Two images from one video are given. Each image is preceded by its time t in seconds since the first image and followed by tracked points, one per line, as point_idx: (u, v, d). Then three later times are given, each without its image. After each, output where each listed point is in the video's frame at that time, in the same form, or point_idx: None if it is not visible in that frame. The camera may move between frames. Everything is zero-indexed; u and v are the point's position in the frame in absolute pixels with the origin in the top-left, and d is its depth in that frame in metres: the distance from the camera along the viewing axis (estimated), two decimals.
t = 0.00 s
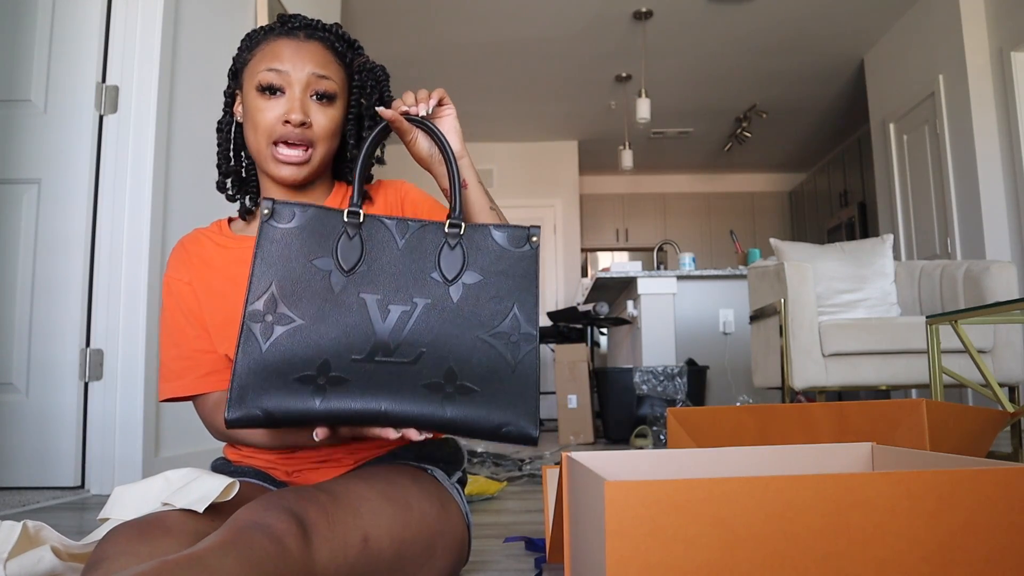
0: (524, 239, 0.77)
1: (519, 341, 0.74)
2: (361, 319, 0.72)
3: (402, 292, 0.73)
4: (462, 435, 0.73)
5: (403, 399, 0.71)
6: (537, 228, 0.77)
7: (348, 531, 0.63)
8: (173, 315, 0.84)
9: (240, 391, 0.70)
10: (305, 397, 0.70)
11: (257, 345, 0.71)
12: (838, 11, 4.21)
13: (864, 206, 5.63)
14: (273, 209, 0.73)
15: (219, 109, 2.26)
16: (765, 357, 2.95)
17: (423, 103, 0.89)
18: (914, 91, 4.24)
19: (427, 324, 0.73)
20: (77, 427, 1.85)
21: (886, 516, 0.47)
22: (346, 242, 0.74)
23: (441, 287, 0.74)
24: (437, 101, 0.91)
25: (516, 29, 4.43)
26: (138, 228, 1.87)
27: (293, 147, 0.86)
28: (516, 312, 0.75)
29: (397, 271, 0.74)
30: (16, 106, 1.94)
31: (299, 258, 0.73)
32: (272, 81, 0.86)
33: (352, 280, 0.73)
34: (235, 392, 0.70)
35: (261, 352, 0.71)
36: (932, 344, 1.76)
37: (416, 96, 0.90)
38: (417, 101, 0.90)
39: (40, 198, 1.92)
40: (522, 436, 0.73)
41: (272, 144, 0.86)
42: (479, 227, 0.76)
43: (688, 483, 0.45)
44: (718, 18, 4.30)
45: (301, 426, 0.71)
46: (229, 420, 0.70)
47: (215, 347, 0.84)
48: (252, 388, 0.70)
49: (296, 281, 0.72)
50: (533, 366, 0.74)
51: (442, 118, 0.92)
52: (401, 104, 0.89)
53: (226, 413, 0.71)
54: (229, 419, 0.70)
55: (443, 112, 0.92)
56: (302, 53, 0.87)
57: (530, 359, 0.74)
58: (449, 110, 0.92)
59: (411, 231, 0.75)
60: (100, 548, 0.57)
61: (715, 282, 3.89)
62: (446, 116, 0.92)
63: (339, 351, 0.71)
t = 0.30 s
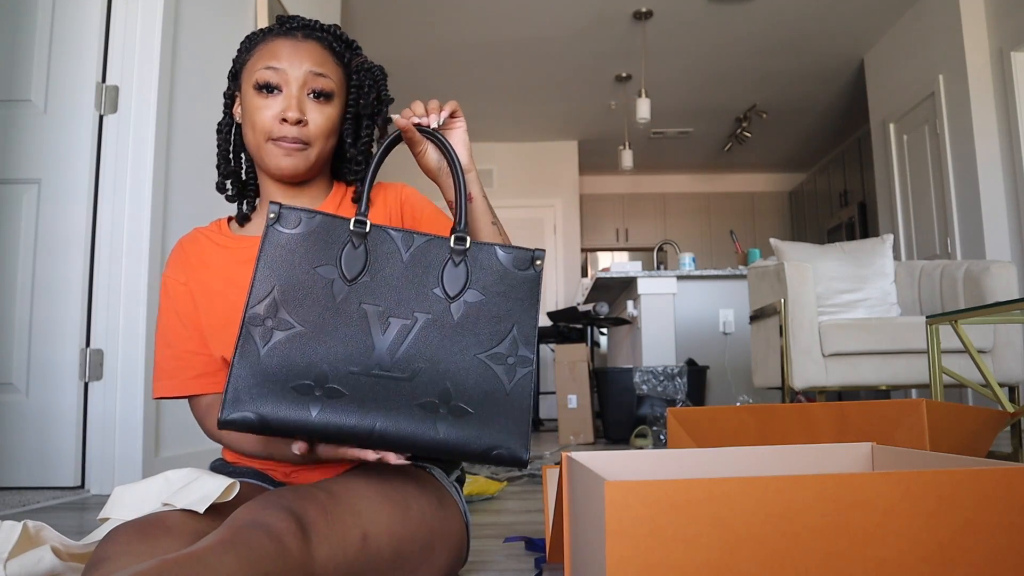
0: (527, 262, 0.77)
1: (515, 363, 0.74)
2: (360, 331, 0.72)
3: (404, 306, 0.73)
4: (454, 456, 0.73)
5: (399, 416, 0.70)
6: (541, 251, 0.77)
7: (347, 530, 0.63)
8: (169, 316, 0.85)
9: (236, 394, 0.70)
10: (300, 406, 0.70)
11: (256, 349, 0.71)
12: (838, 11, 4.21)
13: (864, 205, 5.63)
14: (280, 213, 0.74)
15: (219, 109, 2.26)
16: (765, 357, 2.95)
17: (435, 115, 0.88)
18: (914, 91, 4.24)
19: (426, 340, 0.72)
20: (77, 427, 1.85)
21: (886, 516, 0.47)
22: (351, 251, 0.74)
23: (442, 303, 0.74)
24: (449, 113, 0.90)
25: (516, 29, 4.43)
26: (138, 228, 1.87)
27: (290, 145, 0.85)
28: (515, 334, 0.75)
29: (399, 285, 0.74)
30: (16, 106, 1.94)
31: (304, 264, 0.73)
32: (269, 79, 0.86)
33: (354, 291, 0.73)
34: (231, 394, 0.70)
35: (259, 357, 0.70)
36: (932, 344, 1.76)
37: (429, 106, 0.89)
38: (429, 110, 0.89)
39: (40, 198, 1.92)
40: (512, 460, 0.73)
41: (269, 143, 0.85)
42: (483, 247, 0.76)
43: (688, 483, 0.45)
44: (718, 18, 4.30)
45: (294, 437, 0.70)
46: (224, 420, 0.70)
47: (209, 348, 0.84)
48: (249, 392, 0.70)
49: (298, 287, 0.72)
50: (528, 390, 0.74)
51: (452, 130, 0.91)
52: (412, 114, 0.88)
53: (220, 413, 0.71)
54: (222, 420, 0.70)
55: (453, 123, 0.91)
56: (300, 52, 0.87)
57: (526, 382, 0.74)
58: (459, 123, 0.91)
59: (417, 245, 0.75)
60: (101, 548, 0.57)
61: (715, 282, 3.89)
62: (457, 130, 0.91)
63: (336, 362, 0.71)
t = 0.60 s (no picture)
0: (533, 234, 0.78)
1: (535, 334, 0.74)
2: (376, 325, 0.72)
3: (414, 295, 0.74)
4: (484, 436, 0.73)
5: (422, 405, 0.71)
6: (545, 222, 0.78)
7: (346, 530, 0.63)
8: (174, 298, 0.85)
9: (259, 406, 0.70)
10: (326, 407, 0.70)
11: (274, 358, 0.71)
12: (838, 11, 4.21)
13: (864, 205, 5.63)
14: (282, 223, 0.74)
15: (219, 109, 2.25)
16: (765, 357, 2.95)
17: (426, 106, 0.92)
18: (914, 91, 4.23)
19: (440, 326, 0.73)
20: (77, 428, 1.85)
21: (884, 516, 0.47)
22: (356, 249, 0.74)
23: (452, 287, 0.75)
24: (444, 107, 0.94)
25: (516, 28, 4.43)
26: (138, 228, 1.87)
27: (312, 128, 0.85)
28: (529, 306, 0.75)
29: (408, 275, 0.74)
30: (17, 106, 1.94)
31: (310, 270, 0.73)
32: (285, 67, 0.86)
33: (364, 287, 0.73)
34: (254, 407, 0.70)
35: (279, 365, 0.71)
36: (932, 345, 1.76)
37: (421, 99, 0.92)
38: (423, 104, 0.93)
39: (40, 198, 1.92)
40: (545, 430, 0.73)
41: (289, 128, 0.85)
42: (487, 226, 0.77)
43: (688, 483, 0.45)
44: (717, 18, 4.30)
45: (321, 439, 0.71)
46: (251, 433, 0.70)
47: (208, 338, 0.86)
48: (272, 402, 0.70)
49: (309, 293, 0.73)
50: (551, 360, 0.74)
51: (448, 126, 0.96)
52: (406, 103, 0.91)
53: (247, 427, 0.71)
54: (250, 433, 0.70)
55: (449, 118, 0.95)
56: (310, 41, 0.88)
57: (547, 352, 0.74)
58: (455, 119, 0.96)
59: (419, 234, 0.75)
60: (100, 548, 0.57)
61: (715, 282, 3.89)
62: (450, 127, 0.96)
63: (356, 358, 0.71)
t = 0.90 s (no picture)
0: (518, 232, 0.75)
1: (523, 336, 0.73)
2: (367, 339, 0.73)
3: (403, 305, 0.74)
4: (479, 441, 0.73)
5: (415, 415, 0.72)
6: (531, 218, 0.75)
7: (347, 531, 0.63)
8: (198, 269, 0.86)
9: (261, 424, 0.72)
10: (322, 422, 0.72)
11: (273, 377, 0.73)
12: (837, 11, 4.21)
13: (863, 206, 5.63)
14: (272, 245, 0.75)
15: (219, 109, 2.25)
16: (764, 357, 2.95)
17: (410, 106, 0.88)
18: (914, 91, 4.23)
19: (431, 335, 0.73)
20: (77, 428, 1.85)
21: (884, 517, 0.47)
22: (344, 265, 0.75)
23: (441, 294, 0.74)
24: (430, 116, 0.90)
25: (516, 28, 4.43)
26: (138, 228, 1.87)
27: (327, 120, 0.86)
28: (518, 305, 0.74)
29: (396, 285, 0.74)
30: (16, 106, 1.94)
31: (302, 289, 0.74)
32: (298, 63, 0.88)
33: (354, 302, 0.74)
34: (257, 425, 0.72)
35: (278, 384, 0.73)
36: (932, 344, 1.76)
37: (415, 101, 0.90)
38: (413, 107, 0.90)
39: (40, 197, 1.92)
40: (537, 432, 0.72)
41: (306, 122, 0.86)
42: (472, 228, 0.75)
43: (689, 483, 0.45)
44: (717, 18, 4.30)
45: (322, 453, 0.72)
46: (255, 451, 0.72)
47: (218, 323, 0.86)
48: (272, 420, 0.72)
49: (303, 312, 0.74)
50: (542, 360, 0.73)
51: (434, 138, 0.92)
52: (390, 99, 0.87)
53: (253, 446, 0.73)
54: (254, 451, 0.72)
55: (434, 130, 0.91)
56: (321, 35, 0.89)
57: (538, 353, 0.73)
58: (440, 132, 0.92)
59: (405, 244, 0.75)
60: (101, 548, 0.57)
61: (715, 282, 3.89)
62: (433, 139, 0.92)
63: (351, 372, 0.72)
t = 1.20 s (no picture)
0: (478, 280, 0.72)
1: (467, 384, 0.69)
2: (309, 356, 0.68)
3: (354, 330, 0.69)
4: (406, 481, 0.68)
5: (345, 444, 0.66)
6: (492, 269, 0.72)
7: (349, 532, 0.62)
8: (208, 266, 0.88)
9: (184, 425, 0.67)
10: (249, 436, 0.67)
11: (205, 380, 0.68)
12: (837, 11, 4.21)
13: (863, 205, 5.63)
14: (229, 244, 0.71)
15: (219, 108, 2.25)
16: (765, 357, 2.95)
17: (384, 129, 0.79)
18: (914, 91, 4.24)
19: (376, 366, 0.68)
20: (77, 428, 1.85)
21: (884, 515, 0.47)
22: (299, 278, 0.70)
23: (392, 326, 0.69)
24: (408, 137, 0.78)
25: (516, 28, 4.43)
26: (138, 229, 1.87)
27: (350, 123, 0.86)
28: (466, 352, 0.70)
29: (349, 309, 0.69)
30: (16, 106, 1.94)
31: (252, 292, 0.70)
32: (325, 63, 0.89)
33: (303, 317, 0.69)
34: (179, 426, 0.67)
35: (208, 387, 0.68)
36: (932, 344, 1.76)
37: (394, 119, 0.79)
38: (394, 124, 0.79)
39: (40, 198, 1.92)
40: (464, 483, 0.68)
41: (328, 123, 0.87)
42: (433, 267, 0.71)
43: (689, 483, 0.45)
44: (717, 18, 4.30)
45: (242, 466, 0.67)
46: (172, 453, 0.67)
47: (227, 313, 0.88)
48: (197, 424, 0.67)
49: (248, 318, 0.69)
50: (481, 414, 0.69)
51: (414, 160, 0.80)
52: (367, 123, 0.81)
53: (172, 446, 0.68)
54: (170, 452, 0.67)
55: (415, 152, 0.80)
56: (350, 36, 0.91)
57: (479, 404, 0.69)
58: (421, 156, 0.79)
59: (365, 270, 0.70)
60: (105, 547, 0.57)
61: (715, 282, 3.89)
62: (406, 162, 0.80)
63: (286, 389, 0.67)
